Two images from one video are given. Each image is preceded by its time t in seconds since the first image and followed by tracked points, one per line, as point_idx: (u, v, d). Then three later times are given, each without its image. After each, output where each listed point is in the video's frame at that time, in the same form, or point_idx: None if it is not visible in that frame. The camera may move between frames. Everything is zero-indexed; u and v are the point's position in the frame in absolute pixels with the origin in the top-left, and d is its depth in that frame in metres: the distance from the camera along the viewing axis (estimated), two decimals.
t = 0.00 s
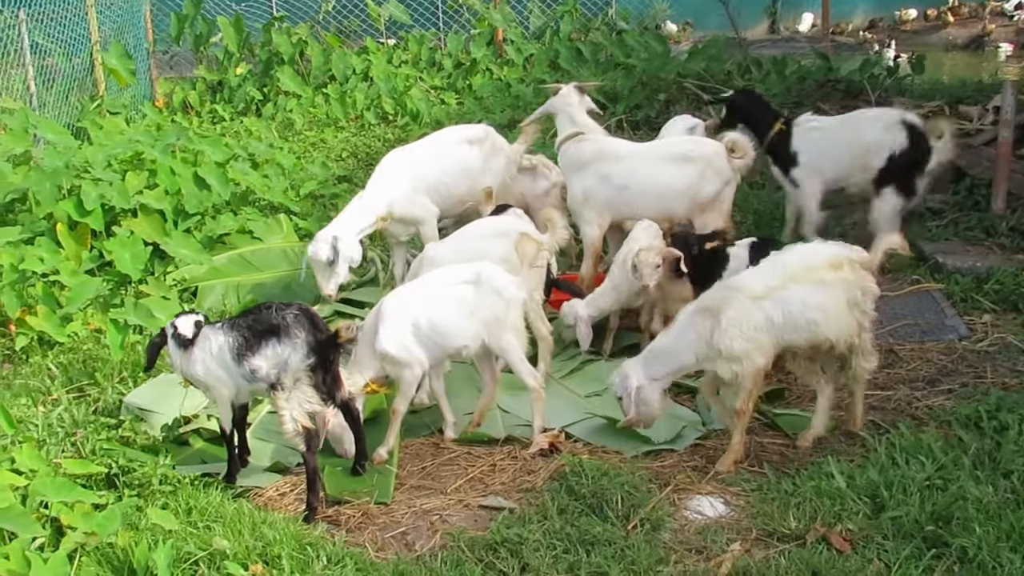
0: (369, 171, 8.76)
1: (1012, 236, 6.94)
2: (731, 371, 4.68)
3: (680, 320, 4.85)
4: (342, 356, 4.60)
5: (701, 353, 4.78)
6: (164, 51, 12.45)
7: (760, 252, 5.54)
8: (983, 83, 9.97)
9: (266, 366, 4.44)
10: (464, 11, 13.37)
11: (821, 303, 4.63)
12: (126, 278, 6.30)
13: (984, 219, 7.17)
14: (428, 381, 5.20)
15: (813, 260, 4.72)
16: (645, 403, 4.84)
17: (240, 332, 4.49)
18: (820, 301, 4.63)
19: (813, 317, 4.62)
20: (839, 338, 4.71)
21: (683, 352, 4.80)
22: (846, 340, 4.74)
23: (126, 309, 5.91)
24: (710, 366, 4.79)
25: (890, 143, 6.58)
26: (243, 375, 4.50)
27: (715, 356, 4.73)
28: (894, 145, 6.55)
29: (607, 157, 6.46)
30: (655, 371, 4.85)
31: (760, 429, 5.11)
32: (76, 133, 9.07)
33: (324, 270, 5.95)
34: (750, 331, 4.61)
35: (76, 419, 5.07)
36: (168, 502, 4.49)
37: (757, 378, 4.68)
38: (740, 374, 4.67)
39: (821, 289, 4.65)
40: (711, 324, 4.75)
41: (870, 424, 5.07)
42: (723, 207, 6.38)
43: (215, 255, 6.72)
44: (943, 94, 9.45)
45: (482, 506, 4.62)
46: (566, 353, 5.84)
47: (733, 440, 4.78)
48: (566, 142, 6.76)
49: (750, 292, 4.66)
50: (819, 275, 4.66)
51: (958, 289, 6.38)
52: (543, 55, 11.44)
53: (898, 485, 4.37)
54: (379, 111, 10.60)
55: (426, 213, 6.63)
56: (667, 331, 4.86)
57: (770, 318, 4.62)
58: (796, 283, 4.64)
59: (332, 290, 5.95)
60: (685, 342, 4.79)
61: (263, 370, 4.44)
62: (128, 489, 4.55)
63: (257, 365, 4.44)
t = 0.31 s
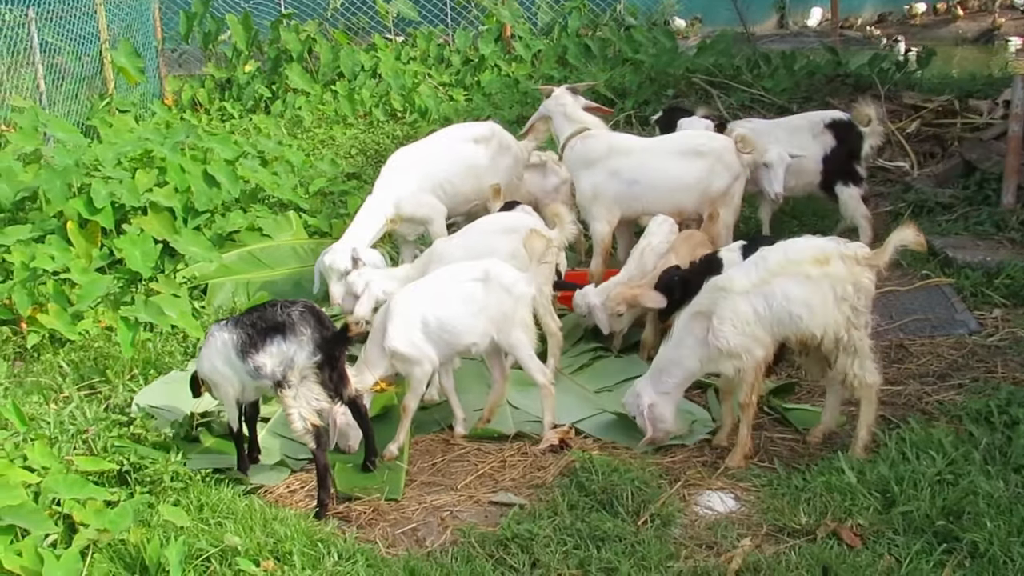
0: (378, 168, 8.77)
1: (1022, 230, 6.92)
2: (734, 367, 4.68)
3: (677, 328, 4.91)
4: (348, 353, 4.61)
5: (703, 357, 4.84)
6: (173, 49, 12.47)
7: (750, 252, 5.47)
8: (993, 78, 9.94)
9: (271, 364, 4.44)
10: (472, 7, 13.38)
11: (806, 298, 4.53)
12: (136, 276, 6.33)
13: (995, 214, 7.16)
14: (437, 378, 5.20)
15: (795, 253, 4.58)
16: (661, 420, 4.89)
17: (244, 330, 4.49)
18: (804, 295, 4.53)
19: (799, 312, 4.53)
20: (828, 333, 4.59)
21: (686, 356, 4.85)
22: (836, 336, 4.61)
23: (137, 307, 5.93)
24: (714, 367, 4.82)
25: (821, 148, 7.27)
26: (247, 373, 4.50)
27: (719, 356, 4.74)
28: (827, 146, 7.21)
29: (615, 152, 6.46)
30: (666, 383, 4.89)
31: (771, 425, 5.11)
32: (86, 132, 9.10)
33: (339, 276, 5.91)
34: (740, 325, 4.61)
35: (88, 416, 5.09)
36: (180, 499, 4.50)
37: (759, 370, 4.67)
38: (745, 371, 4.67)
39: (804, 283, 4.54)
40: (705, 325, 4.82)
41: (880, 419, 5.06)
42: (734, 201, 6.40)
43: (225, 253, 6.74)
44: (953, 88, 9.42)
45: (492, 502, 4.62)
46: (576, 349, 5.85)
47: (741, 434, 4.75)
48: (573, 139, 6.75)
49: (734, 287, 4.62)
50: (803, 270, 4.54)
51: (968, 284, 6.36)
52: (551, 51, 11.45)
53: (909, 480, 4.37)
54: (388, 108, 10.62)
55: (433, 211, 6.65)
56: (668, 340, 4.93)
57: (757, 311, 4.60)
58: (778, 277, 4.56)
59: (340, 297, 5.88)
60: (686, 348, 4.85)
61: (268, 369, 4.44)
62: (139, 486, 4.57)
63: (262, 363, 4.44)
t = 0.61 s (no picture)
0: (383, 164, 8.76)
1: None
2: (739, 363, 4.68)
3: (681, 327, 4.92)
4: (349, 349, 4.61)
5: (707, 354, 4.83)
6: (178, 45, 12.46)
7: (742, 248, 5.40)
8: (1000, 72, 9.90)
9: (271, 358, 4.44)
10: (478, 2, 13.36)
11: (807, 294, 4.51)
12: (142, 272, 6.33)
13: (1001, 209, 7.14)
14: (442, 374, 5.20)
15: (796, 250, 4.56)
16: (666, 420, 4.89)
17: (246, 323, 4.50)
18: (805, 292, 4.51)
19: (799, 309, 4.52)
20: (831, 330, 4.58)
21: (689, 355, 4.85)
22: (839, 333, 4.61)
23: (143, 304, 5.94)
24: (718, 365, 4.82)
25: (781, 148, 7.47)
26: (248, 366, 4.51)
27: (723, 357, 4.74)
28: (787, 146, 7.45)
29: (620, 148, 6.46)
30: (671, 383, 4.90)
31: (776, 420, 5.10)
32: (91, 128, 9.10)
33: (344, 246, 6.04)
34: (743, 323, 4.61)
35: (94, 412, 5.10)
36: (186, 495, 4.51)
37: (763, 366, 4.67)
38: (750, 369, 4.67)
39: (806, 280, 4.52)
40: (708, 323, 4.82)
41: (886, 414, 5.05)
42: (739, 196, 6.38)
43: (230, 249, 6.75)
44: (959, 84, 9.40)
45: (498, 497, 4.63)
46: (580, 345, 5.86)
47: (747, 429, 4.75)
48: (578, 134, 6.76)
49: (735, 285, 4.61)
50: (803, 267, 4.53)
51: (975, 279, 6.35)
52: (556, 47, 11.43)
53: (914, 475, 4.36)
54: (393, 104, 10.60)
55: (437, 206, 6.66)
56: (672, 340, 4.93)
57: (759, 309, 4.59)
58: (779, 275, 4.55)
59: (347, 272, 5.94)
60: (690, 347, 4.85)
61: (269, 363, 4.45)
62: (146, 481, 4.58)
63: (262, 356, 4.45)
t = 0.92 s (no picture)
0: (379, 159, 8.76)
1: None
2: (735, 361, 4.69)
3: (676, 323, 4.92)
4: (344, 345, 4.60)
5: (703, 351, 4.84)
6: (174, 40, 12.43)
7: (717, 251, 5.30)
8: (996, 69, 9.92)
9: (265, 351, 4.45)
10: None
11: (803, 292, 4.52)
12: (137, 267, 6.32)
13: (996, 206, 7.15)
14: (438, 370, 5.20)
15: (792, 247, 4.56)
16: (650, 411, 4.92)
17: (242, 317, 4.50)
18: (801, 289, 4.52)
19: (795, 307, 4.53)
20: (826, 327, 4.59)
21: (685, 352, 4.86)
22: (834, 331, 4.61)
23: (138, 298, 5.93)
24: (714, 362, 4.82)
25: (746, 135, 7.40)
26: (243, 358, 4.51)
27: (718, 354, 4.75)
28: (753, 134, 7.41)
29: (616, 145, 6.46)
30: (663, 377, 4.91)
31: (772, 416, 5.11)
32: (87, 123, 9.08)
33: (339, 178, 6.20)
34: (739, 320, 4.61)
35: (89, 407, 5.09)
36: (182, 490, 4.51)
37: (760, 363, 4.68)
38: (746, 366, 4.68)
39: (802, 278, 4.53)
40: (704, 320, 4.83)
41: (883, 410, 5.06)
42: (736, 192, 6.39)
43: (226, 244, 6.74)
44: (955, 81, 9.41)
45: (494, 493, 4.63)
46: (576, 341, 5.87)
47: (743, 425, 4.75)
48: (574, 130, 6.75)
49: (732, 283, 4.61)
50: (800, 264, 4.53)
51: (970, 276, 6.35)
52: (553, 43, 11.43)
53: (910, 471, 4.37)
54: (389, 100, 10.59)
55: (408, 204, 6.52)
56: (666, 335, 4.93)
57: (755, 306, 4.59)
58: (775, 272, 4.55)
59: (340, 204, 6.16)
60: (686, 343, 4.86)
61: (262, 356, 4.45)
62: (142, 477, 4.57)
63: (256, 349, 4.45)
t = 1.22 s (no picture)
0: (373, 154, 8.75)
1: (1018, 218, 6.93)
2: (729, 358, 4.69)
3: (670, 318, 4.92)
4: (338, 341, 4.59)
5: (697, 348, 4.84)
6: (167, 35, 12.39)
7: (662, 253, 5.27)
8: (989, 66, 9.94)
9: (260, 348, 4.44)
10: None
11: (796, 290, 4.52)
12: (131, 262, 6.31)
13: (991, 202, 7.17)
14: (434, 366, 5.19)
15: (786, 244, 4.57)
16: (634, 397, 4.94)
17: (238, 312, 4.50)
18: (794, 287, 4.52)
19: (789, 304, 4.53)
20: (821, 325, 4.59)
21: (676, 348, 4.86)
22: (828, 329, 4.61)
23: (132, 294, 5.90)
24: (707, 359, 4.82)
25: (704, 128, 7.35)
26: (239, 354, 4.51)
27: (712, 351, 4.75)
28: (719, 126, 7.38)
29: (611, 141, 6.45)
30: (654, 371, 4.92)
31: (766, 413, 5.12)
32: (80, 118, 9.05)
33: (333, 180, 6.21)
34: (733, 317, 4.61)
35: (83, 403, 5.08)
36: (176, 487, 4.49)
37: (754, 360, 4.68)
38: (739, 362, 4.68)
39: (796, 275, 4.53)
40: (698, 317, 4.82)
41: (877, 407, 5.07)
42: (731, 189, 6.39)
43: (220, 240, 6.72)
44: (949, 77, 9.43)
45: (489, 489, 4.63)
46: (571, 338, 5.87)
47: (738, 422, 4.75)
48: (571, 126, 6.74)
49: (726, 280, 4.61)
50: (793, 262, 4.53)
51: (965, 273, 6.36)
52: (547, 39, 11.43)
53: (905, 468, 4.38)
54: (383, 95, 10.57)
55: (399, 216, 6.50)
56: (659, 328, 4.93)
57: (749, 304, 4.59)
58: (769, 269, 4.55)
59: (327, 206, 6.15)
60: (680, 340, 4.85)
61: (257, 352, 4.43)
62: (136, 473, 4.56)
63: (251, 345, 4.45)
